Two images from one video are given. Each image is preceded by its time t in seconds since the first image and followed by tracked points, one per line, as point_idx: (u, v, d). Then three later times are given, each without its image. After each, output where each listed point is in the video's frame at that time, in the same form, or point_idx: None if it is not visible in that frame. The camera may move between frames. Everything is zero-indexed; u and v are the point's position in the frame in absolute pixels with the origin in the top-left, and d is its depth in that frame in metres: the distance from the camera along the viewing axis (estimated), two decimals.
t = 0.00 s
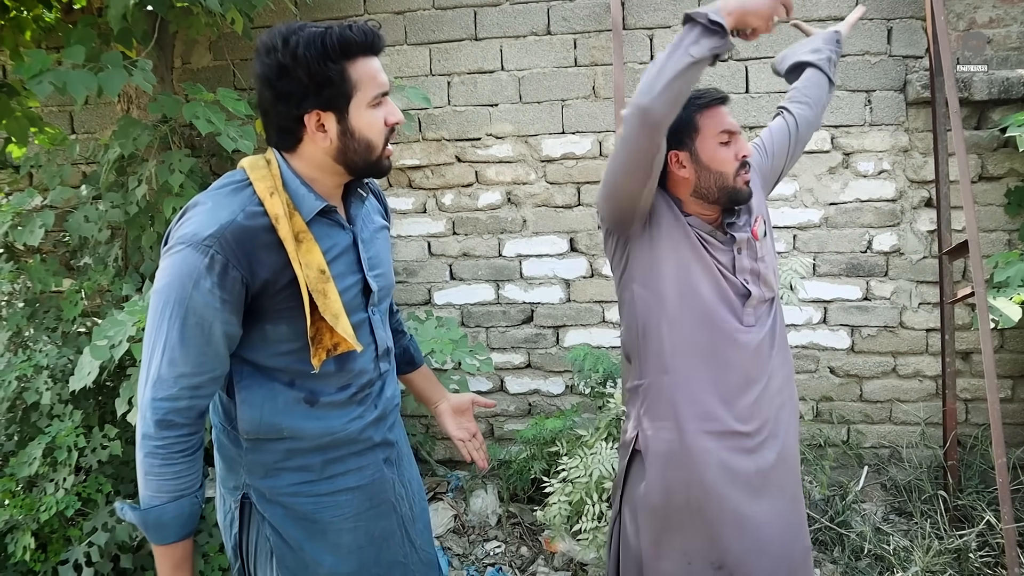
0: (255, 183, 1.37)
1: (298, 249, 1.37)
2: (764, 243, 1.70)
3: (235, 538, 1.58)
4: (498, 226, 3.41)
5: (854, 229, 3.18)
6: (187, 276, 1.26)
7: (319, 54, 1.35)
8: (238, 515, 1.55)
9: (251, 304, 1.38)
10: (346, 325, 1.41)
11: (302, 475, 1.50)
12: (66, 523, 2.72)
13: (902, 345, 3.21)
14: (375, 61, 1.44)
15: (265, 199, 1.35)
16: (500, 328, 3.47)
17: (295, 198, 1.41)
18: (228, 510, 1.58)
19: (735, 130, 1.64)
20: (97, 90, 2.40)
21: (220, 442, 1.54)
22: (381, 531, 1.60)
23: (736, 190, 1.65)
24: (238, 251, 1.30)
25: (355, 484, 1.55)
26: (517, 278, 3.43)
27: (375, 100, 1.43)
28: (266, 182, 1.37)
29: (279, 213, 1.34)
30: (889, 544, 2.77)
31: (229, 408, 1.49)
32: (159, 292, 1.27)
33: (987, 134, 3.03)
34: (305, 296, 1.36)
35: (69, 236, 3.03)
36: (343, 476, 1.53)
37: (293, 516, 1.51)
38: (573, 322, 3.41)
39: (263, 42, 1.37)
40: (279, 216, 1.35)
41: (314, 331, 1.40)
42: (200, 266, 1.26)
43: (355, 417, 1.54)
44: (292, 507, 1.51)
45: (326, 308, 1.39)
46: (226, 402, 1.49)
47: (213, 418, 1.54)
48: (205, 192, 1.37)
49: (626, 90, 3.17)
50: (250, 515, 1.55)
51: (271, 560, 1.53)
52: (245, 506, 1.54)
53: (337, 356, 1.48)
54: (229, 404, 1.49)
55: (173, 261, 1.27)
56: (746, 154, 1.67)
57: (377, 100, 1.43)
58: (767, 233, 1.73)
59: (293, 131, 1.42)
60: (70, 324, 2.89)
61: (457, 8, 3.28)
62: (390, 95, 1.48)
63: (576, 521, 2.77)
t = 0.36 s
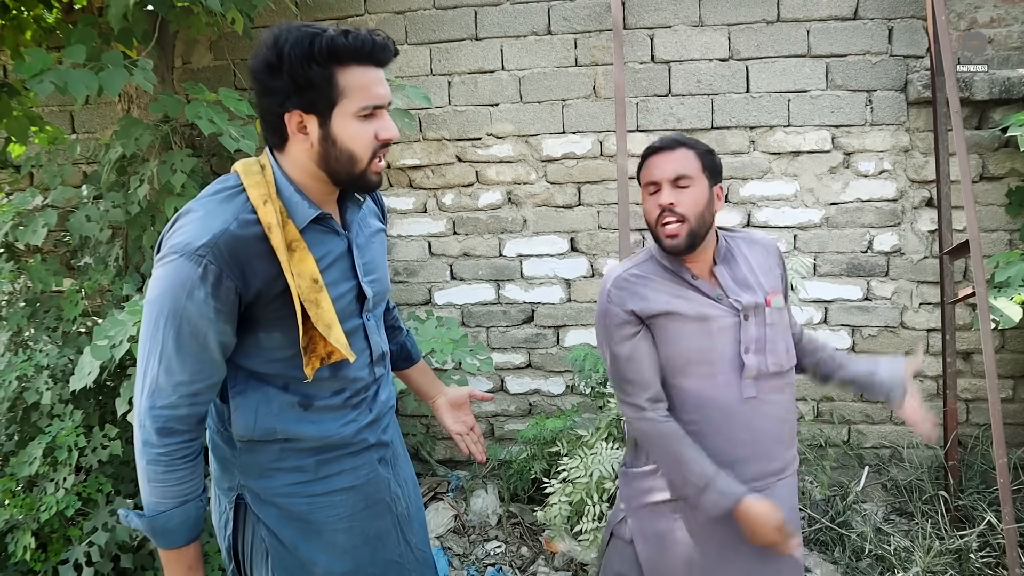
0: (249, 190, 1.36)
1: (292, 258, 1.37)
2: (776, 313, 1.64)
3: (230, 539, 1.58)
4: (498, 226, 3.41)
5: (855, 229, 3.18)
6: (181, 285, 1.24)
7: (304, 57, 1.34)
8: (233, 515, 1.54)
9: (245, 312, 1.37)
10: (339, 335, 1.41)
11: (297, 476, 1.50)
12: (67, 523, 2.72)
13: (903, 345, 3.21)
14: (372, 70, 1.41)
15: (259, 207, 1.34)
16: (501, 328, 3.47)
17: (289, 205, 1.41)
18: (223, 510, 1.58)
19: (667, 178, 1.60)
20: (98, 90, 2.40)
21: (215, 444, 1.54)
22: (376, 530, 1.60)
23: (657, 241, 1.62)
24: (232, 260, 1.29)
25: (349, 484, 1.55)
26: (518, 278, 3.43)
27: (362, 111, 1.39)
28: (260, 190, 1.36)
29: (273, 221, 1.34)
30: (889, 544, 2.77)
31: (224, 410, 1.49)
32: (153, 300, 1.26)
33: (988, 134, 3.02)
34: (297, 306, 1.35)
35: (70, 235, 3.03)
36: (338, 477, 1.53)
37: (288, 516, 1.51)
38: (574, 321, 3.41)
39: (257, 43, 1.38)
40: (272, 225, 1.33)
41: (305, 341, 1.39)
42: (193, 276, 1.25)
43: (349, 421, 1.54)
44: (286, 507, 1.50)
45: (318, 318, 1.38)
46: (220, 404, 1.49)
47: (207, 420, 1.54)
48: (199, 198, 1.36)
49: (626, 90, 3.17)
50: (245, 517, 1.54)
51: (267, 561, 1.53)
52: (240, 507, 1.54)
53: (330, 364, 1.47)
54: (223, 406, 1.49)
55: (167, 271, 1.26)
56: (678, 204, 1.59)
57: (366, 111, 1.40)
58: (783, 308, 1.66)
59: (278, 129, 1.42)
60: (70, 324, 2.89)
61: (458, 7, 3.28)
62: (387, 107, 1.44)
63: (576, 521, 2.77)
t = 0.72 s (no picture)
0: (241, 187, 1.37)
1: (280, 256, 1.37)
2: (737, 290, 1.67)
3: (224, 538, 1.58)
4: (499, 226, 3.41)
5: (855, 229, 3.17)
6: (168, 280, 1.25)
7: (284, 53, 1.35)
8: (225, 514, 1.55)
9: (233, 309, 1.38)
10: (326, 335, 1.41)
11: (288, 476, 1.50)
12: (67, 523, 2.72)
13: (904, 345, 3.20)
14: (356, 70, 1.40)
15: (249, 205, 1.35)
16: (501, 328, 3.47)
17: (281, 203, 1.41)
18: (216, 509, 1.58)
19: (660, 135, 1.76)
20: (98, 90, 2.40)
21: (209, 442, 1.54)
22: (368, 533, 1.59)
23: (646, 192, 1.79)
24: (219, 256, 1.29)
25: (342, 486, 1.55)
26: (518, 278, 3.43)
27: (340, 110, 1.38)
28: (252, 187, 1.37)
29: (262, 219, 1.34)
30: (890, 544, 2.76)
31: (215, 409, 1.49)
32: (141, 295, 1.27)
33: (989, 134, 3.02)
34: (284, 305, 1.36)
35: (71, 235, 3.03)
36: (330, 478, 1.53)
37: (279, 517, 1.51)
38: (574, 321, 3.41)
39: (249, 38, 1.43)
40: (261, 222, 1.34)
41: (291, 340, 1.39)
42: (181, 270, 1.25)
43: (341, 423, 1.54)
44: (278, 507, 1.50)
45: (305, 317, 1.39)
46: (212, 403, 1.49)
47: (201, 418, 1.54)
48: (191, 195, 1.37)
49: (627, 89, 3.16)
50: (238, 515, 1.55)
51: (259, 560, 1.54)
52: (233, 506, 1.55)
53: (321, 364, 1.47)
54: (216, 406, 1.49)
55: (155, 265, 1.27)
56: (662, 158, 1.74)
57: (345, 111, 1.39)
58: (756, 284, 1.66)
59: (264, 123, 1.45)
60: (70, 324, 2.89)
61: (458, 7, 3.28)
62: (370, 109, 1.43)
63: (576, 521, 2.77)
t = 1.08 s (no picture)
0: (239, 185, 1.37)
1: (280, 252, 1.36)
2: (730, 307, 1.60)
3: (222, 536, 1.58)
4: (500, 226, 3.41)
5: (856, 230, 3.17)
6: (166, 277, 1.25)
7: (296, 56, 1.34)
8: (223, 513, 1.55)
9: (232, 306, 1.38)
10: (326, 330, 1.40)
11: (286, 475, 1.50)
12: (68, 522, 2.72)
13: (904, 345, 3.20)
14: (358, 61, 1.43)
15: (248, 202, 1.34)
16: (501, 328, 3.47)
17: (279, 199, 1.40)
18: (214, 508, 1.58)
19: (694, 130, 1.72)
20: (99, 90, 2.40)
21: (207, 441, 1.55)
22: (366, 533, 1.59)
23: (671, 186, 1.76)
24: (217, 254, 1.29)
25: (339, 485, 1.54)
26: (518, 278, 3.43)
27: (357, 101, 1.41)
28: (250, 185, 1.37)
29: (261, 215, 1.34)
30: (891, 545, 2.76)
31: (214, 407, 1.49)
32: (138, 293, 1.27)
33: (990, 134, 3.02)
34: (286, 300, 1.36)
35: (71, 235, 3.03)
36: (328, 478, 1.53)
37: (276, 516, 1.51)
38: (575, 322, 3.41)
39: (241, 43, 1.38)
40: (260, 219, 1.33)
41: (292, 335, 1.39)
42: (179, 268, 1.25)
43: (339, 422, 1.54)
44: (275, 506, 1.50)
45: (306, 313, 1.38)
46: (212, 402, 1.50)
47: (200, 417, 1.55)
48: (189, 194, 1.38)
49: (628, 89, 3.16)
50: (236, 513, 1.55)
51: (257, 559, 1.54)
52: (230, 505, 1.55)
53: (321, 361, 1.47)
54: (215, 405, 1.49)
55: (153, 263, 1.27)
56: (691, 155, 1.70)
57: (361, 101, 1.42)
58: (750, 302, 1.57)
59: (274, 133, 1.41)
60: (71, 324, 2.89)
61: (459, 7, 3.28)
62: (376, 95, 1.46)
63: (576, 521, 2.77)
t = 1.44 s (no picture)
0: (264, 203, 1.35)
1: (309, 272, 1.36)
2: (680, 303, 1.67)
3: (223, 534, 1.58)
4: (501, 226, 3.41)
5: (856, 230, 3.18)
6: (196, 300, 1.23)
7: (293, 67, 1.34)
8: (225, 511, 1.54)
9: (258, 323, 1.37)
10: (354, 347, 1.41)
11: (292, 473, 1.50)
12: (69, 521, 2.72)
13: (905, 346, 3.20)
14: (351, 57, 1.43)
15: (275, 220, 1.34)
16: (502, 328, 3.47)
17: (304, 216, 1.41)
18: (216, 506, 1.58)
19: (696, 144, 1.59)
20: (101, 90, 2.41)
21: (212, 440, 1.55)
22: (368, 528, 1.60)
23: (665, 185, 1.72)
24: (248, 275, 1.28)
25: (344, 482, 1.55)
26: (519, 278, 3.43)
27: (363, 94, 1.42)
28: (275, 202, 1.36)
29: (289, 234, 1.34)
30: (891, 545, 2.76)
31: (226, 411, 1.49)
32: (163, 314, 1.24)
33: (990, 135, 3.02)
34: (315, 321, 1.35)
35: (73, 235, 3.04)
36: (334, 475, 1.54)
37: (281, 514, 1.51)
38: (576, 322, 3.41)
39: (238, 75, 1.38)
40: (289, 238, 1.33)
41: (320, 352, 1.39)
42: (210, 292, 1.23)
43: (346, 425, 1.55)
44: (280, 504, 1.51)
45: (335, 331, 1.38)
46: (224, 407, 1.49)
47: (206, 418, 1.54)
48: (210, 210, 1.34)
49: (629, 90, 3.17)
50: (239, 511, 1.55)
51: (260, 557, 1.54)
52: (233, 503, 1.54)
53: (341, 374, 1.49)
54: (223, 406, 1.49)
55: (181, 286, 1.23)
56: (685, 173, 1.62)
57: (366, 94, 1.43)
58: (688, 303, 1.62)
59: (296, 152, 1.41)
60: (72, 324, 2.90)
61: (460, 8, 3.28)
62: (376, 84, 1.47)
63: (577, 521, 2.77)
